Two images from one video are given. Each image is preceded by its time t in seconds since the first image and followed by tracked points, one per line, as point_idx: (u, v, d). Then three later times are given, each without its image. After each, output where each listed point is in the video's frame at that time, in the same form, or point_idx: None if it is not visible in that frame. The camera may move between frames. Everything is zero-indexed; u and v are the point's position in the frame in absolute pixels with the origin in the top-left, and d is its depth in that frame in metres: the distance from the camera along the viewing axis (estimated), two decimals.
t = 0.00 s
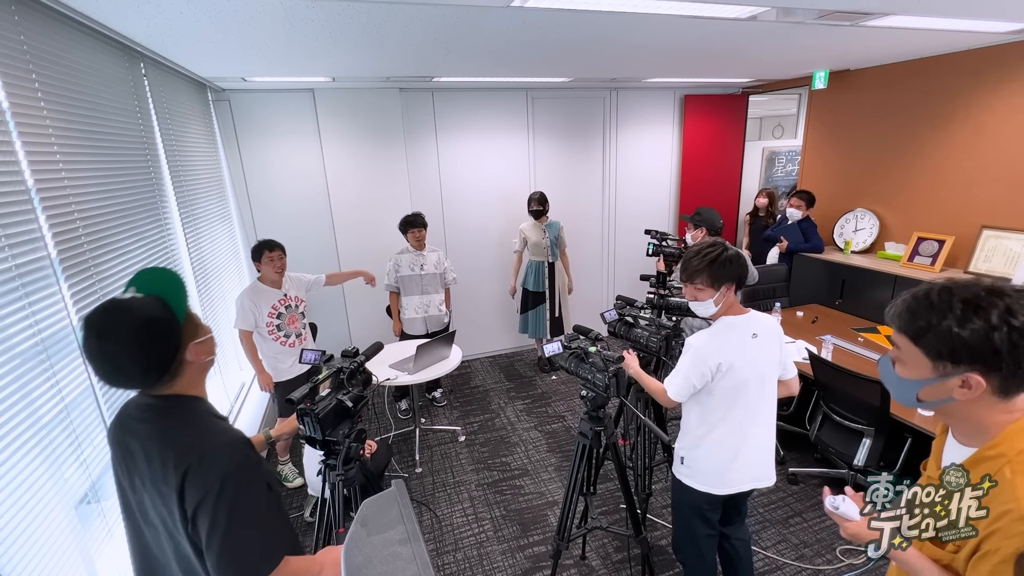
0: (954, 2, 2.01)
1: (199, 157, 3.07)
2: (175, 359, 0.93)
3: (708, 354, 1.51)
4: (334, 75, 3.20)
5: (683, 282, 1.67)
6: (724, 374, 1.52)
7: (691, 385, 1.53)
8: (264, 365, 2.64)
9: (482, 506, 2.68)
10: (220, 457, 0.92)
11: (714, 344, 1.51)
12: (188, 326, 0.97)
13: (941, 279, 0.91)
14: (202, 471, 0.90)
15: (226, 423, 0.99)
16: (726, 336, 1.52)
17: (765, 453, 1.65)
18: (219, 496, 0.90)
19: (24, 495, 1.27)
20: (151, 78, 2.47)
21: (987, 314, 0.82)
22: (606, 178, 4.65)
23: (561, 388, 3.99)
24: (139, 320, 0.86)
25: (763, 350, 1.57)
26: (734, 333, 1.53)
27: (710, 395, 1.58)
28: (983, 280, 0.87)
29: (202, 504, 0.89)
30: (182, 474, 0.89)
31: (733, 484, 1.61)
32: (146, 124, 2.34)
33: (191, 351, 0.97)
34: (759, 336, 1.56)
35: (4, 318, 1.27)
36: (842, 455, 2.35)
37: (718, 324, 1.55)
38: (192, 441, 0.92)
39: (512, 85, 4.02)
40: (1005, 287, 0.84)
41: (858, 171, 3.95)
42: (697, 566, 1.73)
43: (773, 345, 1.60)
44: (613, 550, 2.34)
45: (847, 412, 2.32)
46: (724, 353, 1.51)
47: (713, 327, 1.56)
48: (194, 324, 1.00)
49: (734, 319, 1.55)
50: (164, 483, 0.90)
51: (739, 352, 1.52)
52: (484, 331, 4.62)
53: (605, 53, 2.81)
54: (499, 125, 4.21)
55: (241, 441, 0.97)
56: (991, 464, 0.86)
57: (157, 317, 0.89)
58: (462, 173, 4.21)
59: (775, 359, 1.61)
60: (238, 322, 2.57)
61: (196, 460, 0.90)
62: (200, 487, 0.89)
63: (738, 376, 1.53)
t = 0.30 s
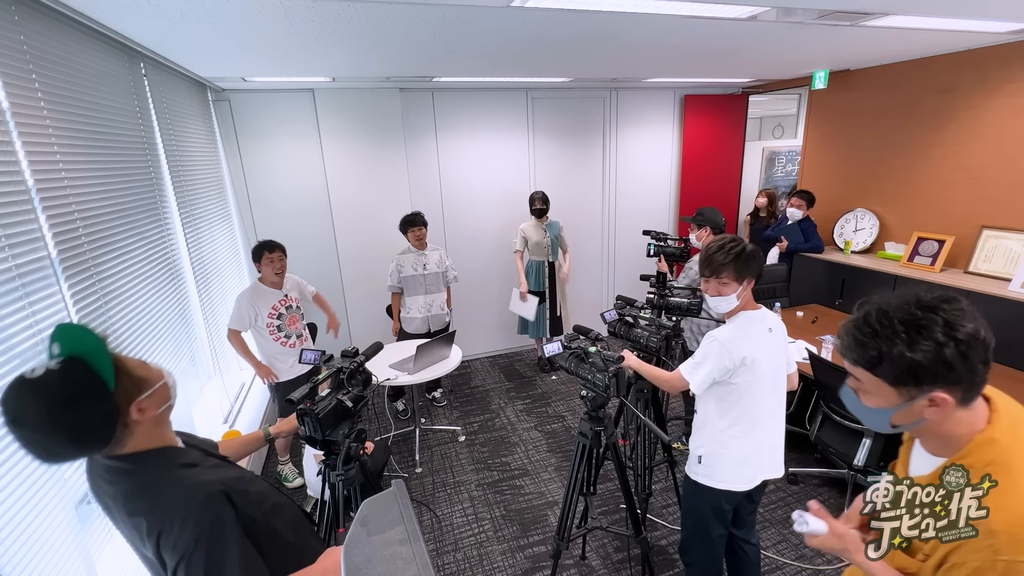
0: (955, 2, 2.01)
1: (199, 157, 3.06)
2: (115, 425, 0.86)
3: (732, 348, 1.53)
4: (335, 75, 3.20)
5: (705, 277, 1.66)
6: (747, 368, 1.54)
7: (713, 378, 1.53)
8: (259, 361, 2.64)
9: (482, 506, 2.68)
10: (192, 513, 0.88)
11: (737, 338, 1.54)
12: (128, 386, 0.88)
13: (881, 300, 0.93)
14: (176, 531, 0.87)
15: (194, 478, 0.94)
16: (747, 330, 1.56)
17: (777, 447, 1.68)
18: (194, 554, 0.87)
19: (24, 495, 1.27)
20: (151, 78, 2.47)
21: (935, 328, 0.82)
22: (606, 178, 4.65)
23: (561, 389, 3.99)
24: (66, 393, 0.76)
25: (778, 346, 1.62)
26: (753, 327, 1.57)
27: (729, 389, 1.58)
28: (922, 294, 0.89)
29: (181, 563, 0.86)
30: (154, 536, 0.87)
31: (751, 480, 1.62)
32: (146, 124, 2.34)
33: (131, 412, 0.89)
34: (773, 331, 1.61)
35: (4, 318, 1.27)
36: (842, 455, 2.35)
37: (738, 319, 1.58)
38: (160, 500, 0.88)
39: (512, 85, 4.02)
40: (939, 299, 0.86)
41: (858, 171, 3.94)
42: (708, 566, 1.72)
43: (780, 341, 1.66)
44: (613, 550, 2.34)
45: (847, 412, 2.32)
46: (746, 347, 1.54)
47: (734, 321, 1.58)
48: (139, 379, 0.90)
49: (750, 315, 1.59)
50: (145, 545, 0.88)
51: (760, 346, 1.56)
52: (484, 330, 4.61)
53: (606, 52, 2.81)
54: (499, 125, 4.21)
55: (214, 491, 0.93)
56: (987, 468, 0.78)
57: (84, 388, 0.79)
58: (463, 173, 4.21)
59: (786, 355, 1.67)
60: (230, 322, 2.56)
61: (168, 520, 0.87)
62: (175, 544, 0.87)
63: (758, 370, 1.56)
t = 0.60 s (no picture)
0: (954, 2, 2.01)
1: (200, 157, 3.06)
2: (85, 438, 0.83)
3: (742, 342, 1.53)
4: (335, 75, 3.20)
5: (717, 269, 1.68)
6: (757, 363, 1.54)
7: (720, 370, 1.55)
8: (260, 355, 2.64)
9: (482, 506, 2.68)
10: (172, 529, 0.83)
11: (747, 333, 1.54)
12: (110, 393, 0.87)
13: (850, 285, 0.91)
14: (153, 553, 0.82)
15: (177, 494, 0.90)
16: (758, 324, 1.55)
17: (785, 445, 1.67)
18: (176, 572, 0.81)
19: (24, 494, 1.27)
20: (151, 78, 2.47)
21: (855, 326, 0.84)
22: (606, 178, 4.65)
23: (561, 389, 3.99)
24: (38, 403, 0.75)
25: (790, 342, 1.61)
26: (765, 322, 1.56)
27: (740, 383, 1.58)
28: (881, 294, 0.87)
29: None
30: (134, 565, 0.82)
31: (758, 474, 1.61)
32: (146, 125, 2.34)
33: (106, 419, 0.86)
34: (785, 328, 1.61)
35: (4, 317, 1.27)
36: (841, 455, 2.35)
37: (749, 313, 1.58)
38: (135, 523, 0.83)
39: (512, 85, 4.02)
40: (886, 303, 0.85)
41: (858, 171, 3.94)
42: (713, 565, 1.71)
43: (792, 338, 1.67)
44: (613, 550, 2.34)
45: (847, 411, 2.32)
46: (756, 342, 1.54)
47: (746, 315, 1.58)
48: (122, 387, 0.90)
49: (767, 311, 1.58)
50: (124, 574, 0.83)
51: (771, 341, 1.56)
52: (484, 330, 4.61)
53: (607, 52, 2.81)
54: (499, 125, 4.21)
55: (191, 508, 0.88)
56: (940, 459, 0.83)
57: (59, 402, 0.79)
58: (463, 173, 4.21)
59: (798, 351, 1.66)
60: (229, 321, 2.56)
61: (145, 542, 0.82)
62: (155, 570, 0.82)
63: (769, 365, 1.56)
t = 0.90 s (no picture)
0: (954, 2, 2.01)
1: (200, 157, 3.06)
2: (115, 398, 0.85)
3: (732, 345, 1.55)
4: (335, 75, 3.20)
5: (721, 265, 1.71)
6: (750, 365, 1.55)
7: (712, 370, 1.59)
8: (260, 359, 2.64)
9: (482, 506, 2.68)
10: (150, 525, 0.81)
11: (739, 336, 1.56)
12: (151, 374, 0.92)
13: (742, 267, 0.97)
14: (131, 548, 0.80)
15: (165, 476, 0.87)
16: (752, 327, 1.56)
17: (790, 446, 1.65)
18: (157, 566, 0.80)
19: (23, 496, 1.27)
20: (151, 78, 2.47)
21: (742, 302, 0.90)
22: (606, 178, 4.65)
23: (561, 389, 3.99)
24: (84, 343, 0.83)
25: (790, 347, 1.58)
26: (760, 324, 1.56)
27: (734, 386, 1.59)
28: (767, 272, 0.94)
29: None
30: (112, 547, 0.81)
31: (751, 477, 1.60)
32: (146, 124, 2.34)
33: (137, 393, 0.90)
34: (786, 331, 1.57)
35: (4, 318, 1.27)
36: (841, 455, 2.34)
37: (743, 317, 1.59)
38: (119, 504, 0.82)
39: (512, 85, 4.02)
40: (771, 281, 0.91)
41: (858, 171, 3.94)
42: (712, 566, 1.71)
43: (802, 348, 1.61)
44: (613, 550, 2.34)
45: (847, 411, 2.32)
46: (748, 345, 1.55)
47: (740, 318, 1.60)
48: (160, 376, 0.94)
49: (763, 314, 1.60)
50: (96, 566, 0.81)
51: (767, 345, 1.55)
52: (484, 330, 4.62)
53: (607, 53, 2.81)
54: (500, 125, 4.22)
55: (181, 492, 0.87)
56: (836, 430, 0.88)
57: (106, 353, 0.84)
58: (463, 173, 4.21)
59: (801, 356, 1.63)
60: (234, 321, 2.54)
61: (122, 535, 0.80)
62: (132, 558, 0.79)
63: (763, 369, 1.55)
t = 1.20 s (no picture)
0: (954, 2, 2.01)
1: (200, 157, 3.06)
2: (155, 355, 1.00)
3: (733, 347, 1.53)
4: (335, 75, 3.20)
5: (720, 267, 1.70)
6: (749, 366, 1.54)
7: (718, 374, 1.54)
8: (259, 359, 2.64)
9: (482, 506, 2.68)
10: (167, 471, 0.93)
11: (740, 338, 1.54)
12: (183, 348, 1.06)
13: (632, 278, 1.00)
14: (149, 491, 0.91)
15: (183, 437, 1.01)
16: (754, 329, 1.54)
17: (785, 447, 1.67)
18: (172, 508, 0.92)
19: (22, 495, 1.28)
20: (151, 78, 2.47)
21: (651, 309, 0.91)
22: (606, 177, 4.65)
23: (561, 389, 3.99)
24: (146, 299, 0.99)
25: (788, 347, 1.57)
26: (761, 326, 1.54)
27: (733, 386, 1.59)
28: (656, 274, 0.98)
29: (151, 519, 0.90)
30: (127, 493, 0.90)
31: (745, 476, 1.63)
32: (146, 124, 2.34)
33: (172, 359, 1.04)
34: (785, 332, 1.56)
35: (4, 318, 1.27)
36: (841, 455, 2.34)
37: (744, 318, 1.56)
38: (141, 454, 0.92)
39: (512, 85, 4.01)
40: (664, 283, 0.94)
41: (858, 172, 3.94)
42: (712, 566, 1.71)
43: (801, 343, 1.61)
44: (613, 550, 2.33)
45: (847, 411, 2.32)
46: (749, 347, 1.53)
47: (740, 319, 1.58)
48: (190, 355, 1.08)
49: (765, 312, 1.55)
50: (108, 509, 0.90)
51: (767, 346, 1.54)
52: (484, 330, 4.61)
53: (607, 53, 2.81)
54: (500, 125, 4.21)
55: (193, 451, 0.99)
56: (762, 424, 0.87)
57: (172, 318, 1.01)
58: (463, 173, 4.21)
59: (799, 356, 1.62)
60: (233, 321, 2.55)
61: (140, 480, 0.91)
62: (149, 502, 0.91)
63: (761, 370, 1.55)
